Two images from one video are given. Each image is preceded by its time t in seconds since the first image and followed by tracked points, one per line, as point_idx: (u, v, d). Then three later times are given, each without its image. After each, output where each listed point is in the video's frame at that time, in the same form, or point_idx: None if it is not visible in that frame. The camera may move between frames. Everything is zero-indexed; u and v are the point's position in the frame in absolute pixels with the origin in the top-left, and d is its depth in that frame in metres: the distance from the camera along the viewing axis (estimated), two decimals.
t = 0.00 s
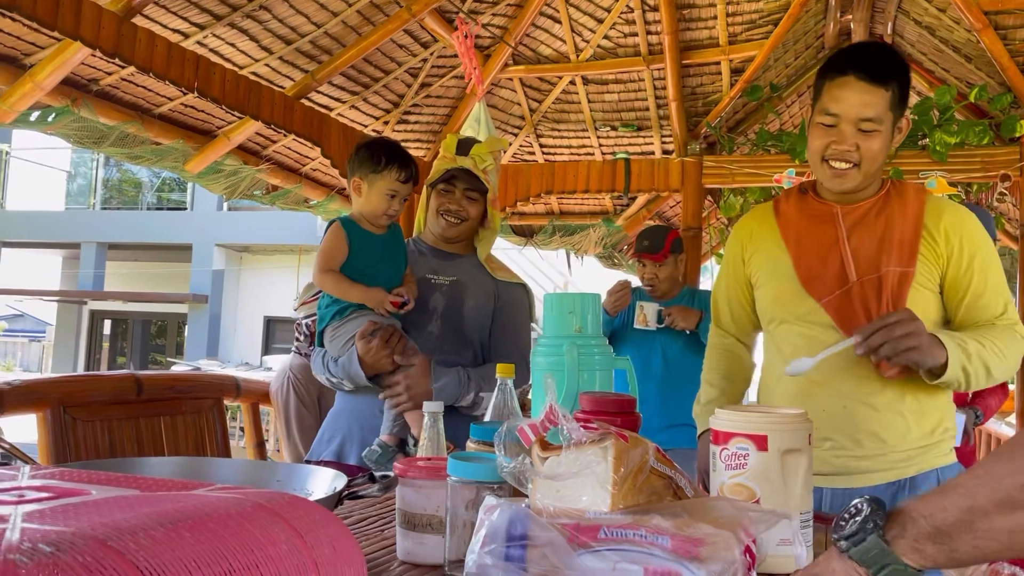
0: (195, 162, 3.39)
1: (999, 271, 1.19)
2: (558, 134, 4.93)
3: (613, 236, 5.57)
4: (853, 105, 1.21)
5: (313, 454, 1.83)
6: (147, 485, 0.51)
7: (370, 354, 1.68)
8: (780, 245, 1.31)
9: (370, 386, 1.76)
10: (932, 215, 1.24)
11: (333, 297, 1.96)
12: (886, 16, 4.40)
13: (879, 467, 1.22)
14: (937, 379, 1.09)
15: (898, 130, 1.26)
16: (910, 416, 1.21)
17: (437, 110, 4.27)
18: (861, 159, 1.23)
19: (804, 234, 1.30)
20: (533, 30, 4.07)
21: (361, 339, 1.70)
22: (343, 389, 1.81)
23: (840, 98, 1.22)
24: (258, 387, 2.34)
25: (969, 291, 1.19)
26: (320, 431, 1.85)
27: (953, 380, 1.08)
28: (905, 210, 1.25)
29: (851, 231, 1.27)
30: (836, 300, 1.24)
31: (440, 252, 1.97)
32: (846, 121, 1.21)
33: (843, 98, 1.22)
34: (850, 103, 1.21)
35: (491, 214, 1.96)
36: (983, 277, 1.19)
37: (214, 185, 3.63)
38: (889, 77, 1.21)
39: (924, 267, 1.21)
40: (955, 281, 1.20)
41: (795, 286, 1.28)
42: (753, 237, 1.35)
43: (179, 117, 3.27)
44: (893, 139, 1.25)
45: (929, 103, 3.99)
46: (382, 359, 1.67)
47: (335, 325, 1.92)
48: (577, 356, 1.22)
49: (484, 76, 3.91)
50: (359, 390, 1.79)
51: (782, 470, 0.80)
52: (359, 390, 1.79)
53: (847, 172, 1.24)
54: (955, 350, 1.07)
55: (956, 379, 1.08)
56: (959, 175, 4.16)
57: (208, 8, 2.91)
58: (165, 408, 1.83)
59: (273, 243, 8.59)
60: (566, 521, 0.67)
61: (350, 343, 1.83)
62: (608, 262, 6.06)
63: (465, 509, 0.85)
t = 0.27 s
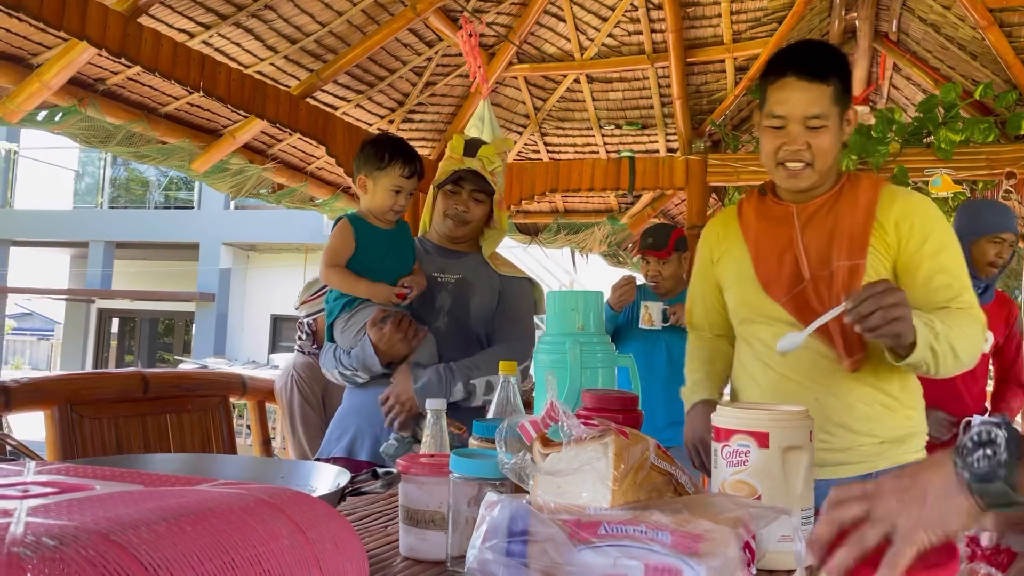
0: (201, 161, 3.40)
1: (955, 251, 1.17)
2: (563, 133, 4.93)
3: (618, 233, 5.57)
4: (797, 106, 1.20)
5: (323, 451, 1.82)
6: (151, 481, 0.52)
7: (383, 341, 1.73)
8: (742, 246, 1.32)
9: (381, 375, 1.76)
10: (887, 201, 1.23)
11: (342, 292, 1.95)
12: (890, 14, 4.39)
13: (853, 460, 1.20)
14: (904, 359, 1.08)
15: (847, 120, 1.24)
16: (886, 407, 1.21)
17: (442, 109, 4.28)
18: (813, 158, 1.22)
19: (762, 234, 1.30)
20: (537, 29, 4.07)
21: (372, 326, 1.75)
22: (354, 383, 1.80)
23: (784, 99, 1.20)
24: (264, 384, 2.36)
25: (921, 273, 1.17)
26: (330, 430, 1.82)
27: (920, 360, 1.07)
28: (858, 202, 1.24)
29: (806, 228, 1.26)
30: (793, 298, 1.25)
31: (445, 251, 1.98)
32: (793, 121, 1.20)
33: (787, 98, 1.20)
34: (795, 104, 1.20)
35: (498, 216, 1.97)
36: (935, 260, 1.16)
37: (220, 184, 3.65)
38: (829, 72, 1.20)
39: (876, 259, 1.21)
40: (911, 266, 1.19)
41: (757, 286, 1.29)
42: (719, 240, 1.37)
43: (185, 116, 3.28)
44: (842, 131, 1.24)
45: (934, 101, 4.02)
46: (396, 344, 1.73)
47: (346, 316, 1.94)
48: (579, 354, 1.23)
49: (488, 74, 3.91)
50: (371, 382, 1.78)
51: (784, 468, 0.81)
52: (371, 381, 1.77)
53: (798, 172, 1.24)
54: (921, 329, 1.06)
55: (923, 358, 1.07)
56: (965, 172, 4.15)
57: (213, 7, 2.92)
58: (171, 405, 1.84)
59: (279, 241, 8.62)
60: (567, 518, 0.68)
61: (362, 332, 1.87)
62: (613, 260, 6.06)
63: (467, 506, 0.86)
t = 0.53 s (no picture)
0: (207, 161, 3.41)
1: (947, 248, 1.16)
2: (568, 132, 4.93)
3: (624, 232, 5.57)
4: (786, 103, 1.19)
5: (332, 450, 1.82)
6: (156, 480, 0.52)
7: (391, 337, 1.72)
8: (738, 247, 1.31)
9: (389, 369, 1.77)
10: (881, 199, 1.22)
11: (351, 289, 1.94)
12: (897, 11, 4.37)
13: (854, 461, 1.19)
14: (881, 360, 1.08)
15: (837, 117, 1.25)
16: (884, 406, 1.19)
17: (447, 108, 4.28)
18: (808, 155, 1.22)
19: (759, 233, 1.29)
20: (542, 28, 4.07)
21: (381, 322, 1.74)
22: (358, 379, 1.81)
23: (772, 98, 1.20)
24: (269, 383, 2.36)
25: (911, 272, 1.16)
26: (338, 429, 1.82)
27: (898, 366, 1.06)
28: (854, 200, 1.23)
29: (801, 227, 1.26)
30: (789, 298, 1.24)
31: (449, 251, 1.98)
32: (782, 119, 1.20)
33: (775, 96, 1.20)
34: (782, 103, 1.19)
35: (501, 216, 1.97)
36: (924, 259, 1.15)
37: (226, 183, 3.66)
38: (814, 67, 1.20)
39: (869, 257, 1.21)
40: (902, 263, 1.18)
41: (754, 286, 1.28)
42: (715, 239, 1.34)
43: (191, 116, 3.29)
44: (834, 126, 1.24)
45: (941, 99, 4.01)
46: (400, 342, 1.72)
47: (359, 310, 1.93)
48: (584, 353, 1.23)
49: (493, 73, 3.91)
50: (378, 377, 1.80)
51: (789, 467, 0.81)
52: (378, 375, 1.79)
53: (791, 168, 1.23)
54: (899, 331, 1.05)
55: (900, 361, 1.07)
56: (972, 171, 4.13)
57: (219, 7, 2.93)
58: (177, 404, 1.85)
59: (285, 240, 8.64)
60: (572, 517, 0.68)
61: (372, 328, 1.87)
62: (618, 259, 6.06)
63: (472, 505, 0.86)
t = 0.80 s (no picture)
0: (219, 161, 3.42)
1: None
2: (579, 130, 4.92)
3: (635, 231, 5.55)
4: (834, 97, 1.17)
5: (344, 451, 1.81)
6: (171, 482, 0.52)
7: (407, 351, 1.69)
8: (801, 242, 1.27)
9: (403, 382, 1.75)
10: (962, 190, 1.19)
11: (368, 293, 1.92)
12: (912, 8, 4.33)
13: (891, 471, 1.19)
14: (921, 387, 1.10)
15: (899, 103, 1.20)
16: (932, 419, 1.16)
17: (459, 107, 4.28)
18: (868, 148, 1.19)
19: (823, 228, 1.25)
20: (554, 26, 4.06)
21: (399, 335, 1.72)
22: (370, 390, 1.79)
23: (818, 91, 1.18)
24: (282, 383, 2.36)
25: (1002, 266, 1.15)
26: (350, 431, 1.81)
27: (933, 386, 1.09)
28: (931, 192, 1.21)
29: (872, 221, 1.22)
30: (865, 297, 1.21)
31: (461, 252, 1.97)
32: (833, 112, 1.17)
33: (822, 89, 1.17)
34: (831, 95, 1.17)
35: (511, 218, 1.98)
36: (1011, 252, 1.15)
37: (238, 182, 3.67)
38: (863, 55, 1.16)
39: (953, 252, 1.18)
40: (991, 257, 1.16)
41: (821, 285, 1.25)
42: (773, 230, 1.30)
43: (204, 115, 3.30)
44: (895, 114, 1.20)
45: (956, 96, 3.97)
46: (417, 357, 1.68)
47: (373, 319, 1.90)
48: (598, 353, 1.22)
49: (505, 72, 3.90)
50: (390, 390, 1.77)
51: (808, 470, 0.80)
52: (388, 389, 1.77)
53: (853, 161, 1.20)
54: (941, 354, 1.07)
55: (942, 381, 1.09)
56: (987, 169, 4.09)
57: (232, 7, 2.93)
58: (190, 404, 1.85)
59: (296, 239, 8.67)
60: (587, 518, 0.67)
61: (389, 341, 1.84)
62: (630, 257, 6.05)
63: (487, 505, 0.85)
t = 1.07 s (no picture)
0: (225, 161, 3.42)
1: None
2: (586, 129, 4.91)
3: (642, 230, 5.54)
4: (877, 96, 1.18)
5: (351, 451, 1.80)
6: (180, 483, 0.52)
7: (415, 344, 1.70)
8: (841, 238, 1.28)
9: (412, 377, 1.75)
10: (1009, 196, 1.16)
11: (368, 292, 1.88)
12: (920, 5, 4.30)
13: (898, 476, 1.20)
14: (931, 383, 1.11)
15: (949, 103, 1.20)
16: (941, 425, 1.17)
17: (465, 106, 4.28)
18: (911, 148, 1.19)
19: (865, 224, 1.26)
20: (560, 25, 4.06)
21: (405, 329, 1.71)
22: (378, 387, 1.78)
23: (861, 91, 1.19)
24: (289, 382, 2.37)
25: None
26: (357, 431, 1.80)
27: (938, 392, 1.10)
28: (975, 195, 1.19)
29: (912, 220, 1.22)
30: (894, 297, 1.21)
31: (465, 251, 1.98)
32: (875, 113, 1.19)
33: (864, 89, 1.19)
34: (873, 95, 1.18)
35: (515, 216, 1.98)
36: None
37: (245, 182, 3.68)
38: (909, 54, 1.16)
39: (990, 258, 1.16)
40: None
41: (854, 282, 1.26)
42: (819, 223, 1.32)
43: (210, 116, 3.30)
44: (942, 116, 1.20)
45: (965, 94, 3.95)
46: (427, 349, 1.70)
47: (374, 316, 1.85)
48: (605, 353, 1.22)
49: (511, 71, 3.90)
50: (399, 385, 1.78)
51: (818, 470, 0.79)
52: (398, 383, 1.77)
53: (894, 161, 1.21)
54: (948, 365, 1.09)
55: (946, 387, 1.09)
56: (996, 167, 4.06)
57: (238, 7, 2.94)
58: (198, 403, 1.85)
59: (303, 239, 8.68)
60: (596, 519, 0.66)
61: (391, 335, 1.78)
62: (636, 257, 6.04)
63: (495, 506, 0.85)
